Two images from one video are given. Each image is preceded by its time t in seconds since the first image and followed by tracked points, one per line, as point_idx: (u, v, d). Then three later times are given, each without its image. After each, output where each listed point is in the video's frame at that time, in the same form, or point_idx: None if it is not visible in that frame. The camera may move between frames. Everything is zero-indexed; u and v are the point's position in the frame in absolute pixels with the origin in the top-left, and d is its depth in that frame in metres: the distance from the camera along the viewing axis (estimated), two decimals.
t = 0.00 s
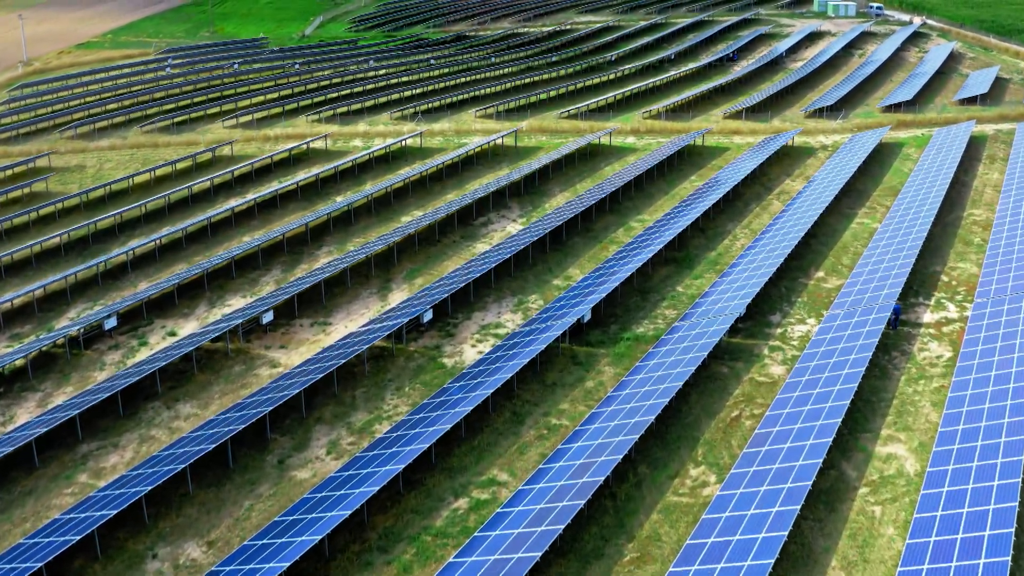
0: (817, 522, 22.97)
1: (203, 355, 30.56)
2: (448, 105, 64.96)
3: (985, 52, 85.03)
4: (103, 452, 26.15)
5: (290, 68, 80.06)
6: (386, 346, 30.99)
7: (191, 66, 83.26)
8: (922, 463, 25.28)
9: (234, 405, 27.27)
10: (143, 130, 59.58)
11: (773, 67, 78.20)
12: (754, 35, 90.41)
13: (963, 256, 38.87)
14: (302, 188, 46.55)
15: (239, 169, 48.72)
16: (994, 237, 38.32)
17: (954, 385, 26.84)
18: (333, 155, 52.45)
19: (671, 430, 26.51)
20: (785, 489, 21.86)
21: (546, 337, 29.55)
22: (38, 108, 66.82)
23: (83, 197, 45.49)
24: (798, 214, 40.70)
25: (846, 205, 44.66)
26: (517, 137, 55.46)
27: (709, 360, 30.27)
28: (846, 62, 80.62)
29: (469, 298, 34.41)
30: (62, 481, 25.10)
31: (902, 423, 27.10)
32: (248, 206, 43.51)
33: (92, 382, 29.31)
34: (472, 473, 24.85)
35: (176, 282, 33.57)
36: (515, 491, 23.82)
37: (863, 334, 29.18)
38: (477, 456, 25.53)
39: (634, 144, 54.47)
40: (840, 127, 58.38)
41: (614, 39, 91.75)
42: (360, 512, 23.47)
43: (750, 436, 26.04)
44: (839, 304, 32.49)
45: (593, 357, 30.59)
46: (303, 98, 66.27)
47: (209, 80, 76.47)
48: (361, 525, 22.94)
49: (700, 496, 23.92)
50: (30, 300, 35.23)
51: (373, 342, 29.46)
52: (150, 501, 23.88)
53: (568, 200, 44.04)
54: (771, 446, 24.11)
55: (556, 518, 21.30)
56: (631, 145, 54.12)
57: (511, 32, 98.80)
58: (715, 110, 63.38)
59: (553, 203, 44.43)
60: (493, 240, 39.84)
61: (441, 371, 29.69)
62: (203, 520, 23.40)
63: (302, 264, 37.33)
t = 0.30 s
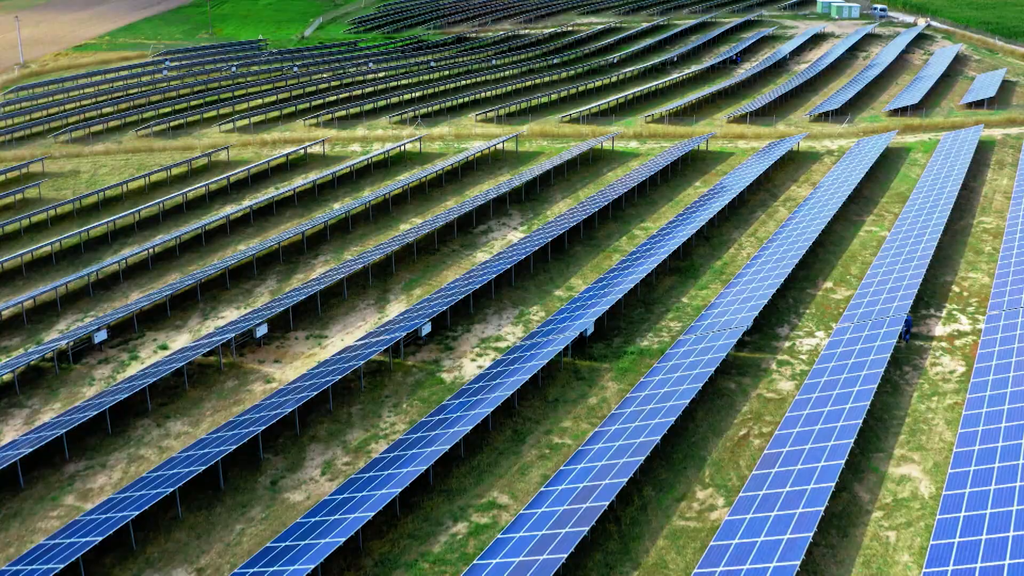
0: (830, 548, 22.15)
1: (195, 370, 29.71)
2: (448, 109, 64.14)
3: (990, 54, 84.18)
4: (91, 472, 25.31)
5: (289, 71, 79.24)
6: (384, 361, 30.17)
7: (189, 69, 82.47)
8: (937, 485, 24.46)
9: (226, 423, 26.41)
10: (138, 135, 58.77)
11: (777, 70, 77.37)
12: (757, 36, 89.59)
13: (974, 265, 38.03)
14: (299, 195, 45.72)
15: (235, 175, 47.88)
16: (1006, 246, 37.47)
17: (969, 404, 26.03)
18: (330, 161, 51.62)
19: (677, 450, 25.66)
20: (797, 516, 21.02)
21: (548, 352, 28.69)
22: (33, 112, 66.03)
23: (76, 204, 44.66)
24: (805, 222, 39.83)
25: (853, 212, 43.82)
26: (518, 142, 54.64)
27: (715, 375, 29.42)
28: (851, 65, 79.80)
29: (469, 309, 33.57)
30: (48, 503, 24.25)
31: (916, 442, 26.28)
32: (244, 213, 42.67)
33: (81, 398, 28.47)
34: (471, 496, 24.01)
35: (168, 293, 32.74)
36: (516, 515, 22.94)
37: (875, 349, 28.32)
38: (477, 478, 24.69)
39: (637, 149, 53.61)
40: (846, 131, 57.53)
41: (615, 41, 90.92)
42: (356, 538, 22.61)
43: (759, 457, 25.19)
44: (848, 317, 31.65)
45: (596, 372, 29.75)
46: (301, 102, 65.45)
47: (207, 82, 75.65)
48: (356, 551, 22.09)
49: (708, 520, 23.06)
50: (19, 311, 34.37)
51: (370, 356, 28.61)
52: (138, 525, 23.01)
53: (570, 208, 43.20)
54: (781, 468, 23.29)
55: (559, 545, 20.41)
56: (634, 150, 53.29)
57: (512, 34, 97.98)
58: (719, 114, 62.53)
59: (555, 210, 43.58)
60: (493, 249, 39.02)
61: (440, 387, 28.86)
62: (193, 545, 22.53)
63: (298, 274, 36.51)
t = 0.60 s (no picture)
0: None
1: (187, 386, 28.87)
2: (449, 113, 63.33)
3: (997, 57, 83.28)
4: (79, 494, 24.45)
5: (288, 73, 78.43)
6: (382, 376, 29.35)
7: (187, 71, 81.67)
8: (953, 509, 23.63)
9: (217, 442, 25.55)
10: (134, 139, 57.95)
11: (781, 73, 76.46)
12: (762, 38, 88.69)
13: (986, 275, 37.18)
14: (297, 202, 44.90)
15: (232, 181, 47.05)
16: (1019, 256, 36.62)
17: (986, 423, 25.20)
18: (329, 166, 50.79)
19: (684, 471, 24.82)
20: (810, 544, 20.17)
21: (550, 367, 27.81)
22: (28, 115, 65.25)
23: (70, 211, 43.84)
24: (813, 230, 38.93)
25: (862, 219, 42.98)
26: (520, 147, 53.79)
27: (723, 392, 28.55)
28: (856, 67, 78.90)
29: (470, 321, 32.73)
30: (33, 526, 23.38)
31: (931, 463, 25.43)
32: (240, 220, 41.84)
33: (70, 415, 27.63)
34: (471, 520, 23.16)
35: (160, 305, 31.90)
36: (518, 541, 22.08)
37: (888, 364, 27.44)
38: (478, 500, 23.85)
39: (641, 154, 52.76)
40: (853, 136, 56.67)
41: (618, 43, 90.05)
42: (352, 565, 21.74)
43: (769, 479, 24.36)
44: (859, 330, 30.79)
45: (601, 387, 28.89)
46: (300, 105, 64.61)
47: (205, 84, 74.83)
48: None
49: (717, 546, 22.21)
50: (8, 322, 33.54)
51: (367, 372, 27.76)
52: (125, 551, 22.12)
53: (572, 215, 42.35)
54: (793, 492, 22.45)
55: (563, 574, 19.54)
56: (637, 155, 52.45)
57: (514, 36, 97.14)
58: (723, 118, 61.66)
59: (557, 217, 42.75)
60: (494, 258, 38.18)
61: (440, 403, 28.02)
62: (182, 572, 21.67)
63: (294, 285, 35.69)
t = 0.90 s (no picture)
0: None
1: (179, 402, 28.05)
2: (450, 116, 62.50)
3: (1004, 60, 82.37)
4: (66, 517, 23.60)
5: (288, 76, 77.61)
6: (380, 392, 28.51)
7: (186, 73, 80.88)
8: (971, 535, 22.76)
9: (210, 462, 24.68)
10: (131, 144, 57.12)
11: (786, 75, 75.60)
12: (766, 40, 87.85)
13: (999, 285, 36.30)
14: (294, 209, 44.06)
15: (229, 187, 46.21)
16: None
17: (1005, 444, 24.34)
18: (327, 172, 49.97)
19: (692, 494, 23.97)
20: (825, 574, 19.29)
21: (554, 384, 26.92)
22: (24, 119, 64.46)
23: (63, 218, 42.99)
24: (822, 238, 38.04)
25: (871, 227, 42.10)
26: (522, 152, 52.96)
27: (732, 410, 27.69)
28: (862, 70, 78.03)
29: (470, 335, 31.88)
30: (17, 551, 22.53)
31: (947, 485, 24.58)
32: (236, 228, 41.00)
33: (58, 433, 26.79)
34: (471, 545, 22.32)
35: (153, 317, 31.07)
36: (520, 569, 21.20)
37: (903, 380, 26.55)
38: (479, 524, 23.00)
39: (645, 159, 51.90)
40: (860, 141, 55.80)
41: (621, 46, 89.21)
42: None
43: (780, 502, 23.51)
44: (871, 344, 29.90)
45: (605, 404, 28.03)
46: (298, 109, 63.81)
47: (203, 87, 74.00)
48: None
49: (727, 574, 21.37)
50: None
51: (364, 389, 26.91)
52: None
53: (575, 223, 41.51)
54: (806, 517, 21.58)
55: None
56: (641, 161, 51.60)
57: (516, 38, 96.32)
58: (728, 122, 60.80)
59: (560, 225, 41.90)
60: (495, 267, 37.35)
61: (440, 421, 27.18)
62: None
63: (291, 295, 34.86)
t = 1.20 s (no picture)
0: None
1: (171, 420, 27.22)
2: (451, 120, 61.63)
3: (1012, 62, 81.38)
4: (52, 541, 22.76)
5: (288, 79, 76.79)
6: (378, 409, 27.66)
7: (185, 75, 80.04)
8: (991, 562, 21.89)
9: (202, 483, 23.78)
10: (128, 148, 56.30)
11: (792, 78, 74.69)
12: (771, 42, 86.92)
13: (1013, 297, 35.38)
14: (292, 216, 43.21)
15: (226, 194, 45.38)
16: None
17: None
18: (327, 178, 49.14)
19: (700, 519, 23.10)
20: None
21: (558, 402, 26.02)
22: (20, 122, 63.67)
23: (56, 225, 42.19)
24: (832, 247, 37.12)
25: (880, 236, 41.20)
26: (525, 157, 52.11)
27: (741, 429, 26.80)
28: (868, 73, 77.09)
29: (472, 349, 31.02)
30: None
31: (965, 509, 23.70)
32: (233, 236, 40.16)
33: (46, 452, 25.96)
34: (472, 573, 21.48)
35: (145, 330, 30.24)
36: None
37: (919, 398, 25.63)
38: (480, 551, 22.13)
39: (649, 165, 51.03)
40: (867, 146, 54.89)
41: (624, 47, 88.30)
42: None
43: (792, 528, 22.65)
44: (884, 360, 28.98)
45: (611, 423, 27.16)
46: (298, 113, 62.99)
47: (202, 89, 73.18)
48: None
49: None
50: None
51: (362, 406, 26.05)
52: None
53: (579, 231, 40.64)
54: (820, 545, 20.69)
55: None
56: (646, 166, 50.74)
57: (518, 39, 95.45)
58: (734, 126, 59.90)
59: (563, 233, 41.05)
60: (497, 278, 36.49)
61: (439, 440, 26.33)
62: None
63: (288, 307, 34.03)
